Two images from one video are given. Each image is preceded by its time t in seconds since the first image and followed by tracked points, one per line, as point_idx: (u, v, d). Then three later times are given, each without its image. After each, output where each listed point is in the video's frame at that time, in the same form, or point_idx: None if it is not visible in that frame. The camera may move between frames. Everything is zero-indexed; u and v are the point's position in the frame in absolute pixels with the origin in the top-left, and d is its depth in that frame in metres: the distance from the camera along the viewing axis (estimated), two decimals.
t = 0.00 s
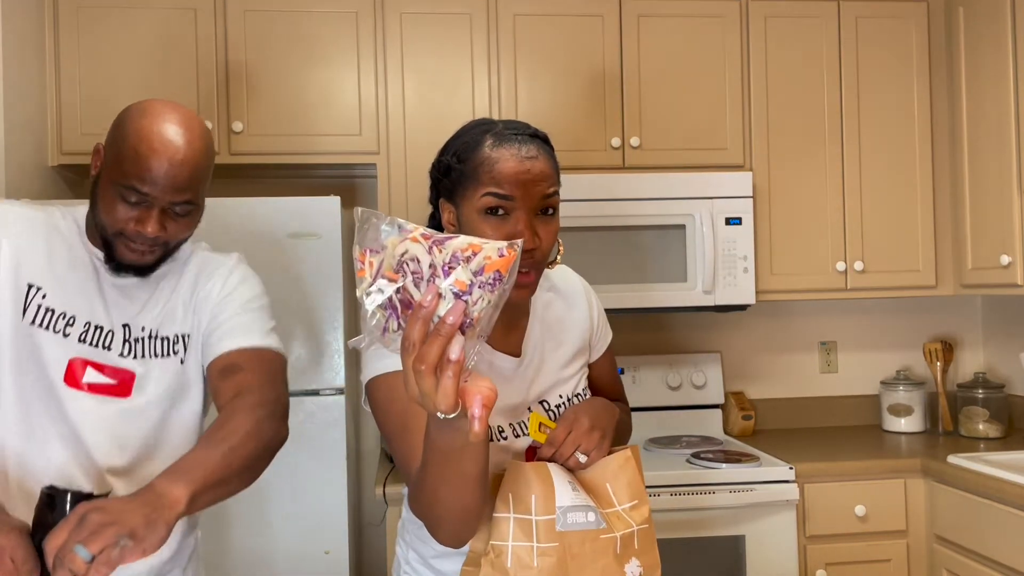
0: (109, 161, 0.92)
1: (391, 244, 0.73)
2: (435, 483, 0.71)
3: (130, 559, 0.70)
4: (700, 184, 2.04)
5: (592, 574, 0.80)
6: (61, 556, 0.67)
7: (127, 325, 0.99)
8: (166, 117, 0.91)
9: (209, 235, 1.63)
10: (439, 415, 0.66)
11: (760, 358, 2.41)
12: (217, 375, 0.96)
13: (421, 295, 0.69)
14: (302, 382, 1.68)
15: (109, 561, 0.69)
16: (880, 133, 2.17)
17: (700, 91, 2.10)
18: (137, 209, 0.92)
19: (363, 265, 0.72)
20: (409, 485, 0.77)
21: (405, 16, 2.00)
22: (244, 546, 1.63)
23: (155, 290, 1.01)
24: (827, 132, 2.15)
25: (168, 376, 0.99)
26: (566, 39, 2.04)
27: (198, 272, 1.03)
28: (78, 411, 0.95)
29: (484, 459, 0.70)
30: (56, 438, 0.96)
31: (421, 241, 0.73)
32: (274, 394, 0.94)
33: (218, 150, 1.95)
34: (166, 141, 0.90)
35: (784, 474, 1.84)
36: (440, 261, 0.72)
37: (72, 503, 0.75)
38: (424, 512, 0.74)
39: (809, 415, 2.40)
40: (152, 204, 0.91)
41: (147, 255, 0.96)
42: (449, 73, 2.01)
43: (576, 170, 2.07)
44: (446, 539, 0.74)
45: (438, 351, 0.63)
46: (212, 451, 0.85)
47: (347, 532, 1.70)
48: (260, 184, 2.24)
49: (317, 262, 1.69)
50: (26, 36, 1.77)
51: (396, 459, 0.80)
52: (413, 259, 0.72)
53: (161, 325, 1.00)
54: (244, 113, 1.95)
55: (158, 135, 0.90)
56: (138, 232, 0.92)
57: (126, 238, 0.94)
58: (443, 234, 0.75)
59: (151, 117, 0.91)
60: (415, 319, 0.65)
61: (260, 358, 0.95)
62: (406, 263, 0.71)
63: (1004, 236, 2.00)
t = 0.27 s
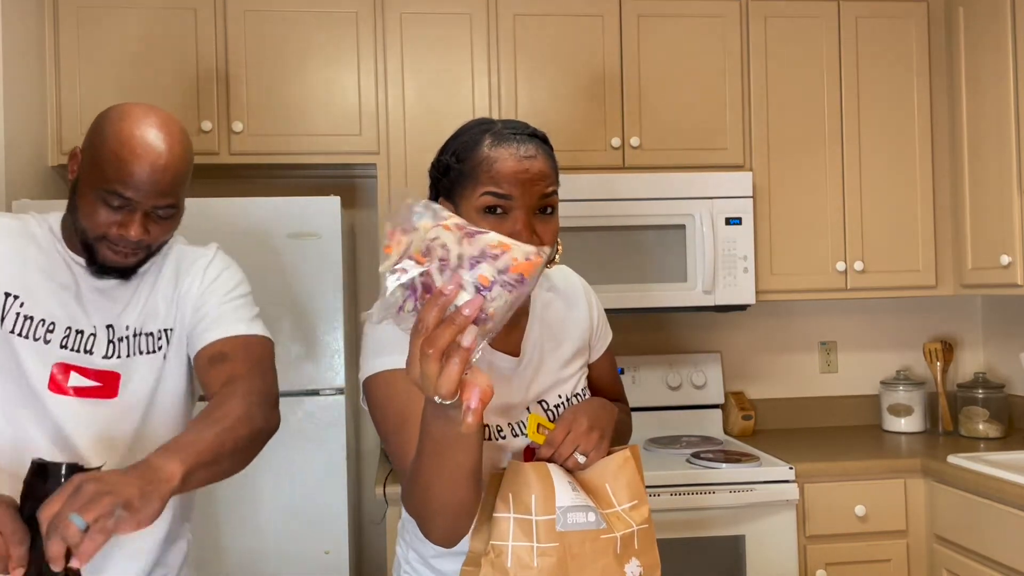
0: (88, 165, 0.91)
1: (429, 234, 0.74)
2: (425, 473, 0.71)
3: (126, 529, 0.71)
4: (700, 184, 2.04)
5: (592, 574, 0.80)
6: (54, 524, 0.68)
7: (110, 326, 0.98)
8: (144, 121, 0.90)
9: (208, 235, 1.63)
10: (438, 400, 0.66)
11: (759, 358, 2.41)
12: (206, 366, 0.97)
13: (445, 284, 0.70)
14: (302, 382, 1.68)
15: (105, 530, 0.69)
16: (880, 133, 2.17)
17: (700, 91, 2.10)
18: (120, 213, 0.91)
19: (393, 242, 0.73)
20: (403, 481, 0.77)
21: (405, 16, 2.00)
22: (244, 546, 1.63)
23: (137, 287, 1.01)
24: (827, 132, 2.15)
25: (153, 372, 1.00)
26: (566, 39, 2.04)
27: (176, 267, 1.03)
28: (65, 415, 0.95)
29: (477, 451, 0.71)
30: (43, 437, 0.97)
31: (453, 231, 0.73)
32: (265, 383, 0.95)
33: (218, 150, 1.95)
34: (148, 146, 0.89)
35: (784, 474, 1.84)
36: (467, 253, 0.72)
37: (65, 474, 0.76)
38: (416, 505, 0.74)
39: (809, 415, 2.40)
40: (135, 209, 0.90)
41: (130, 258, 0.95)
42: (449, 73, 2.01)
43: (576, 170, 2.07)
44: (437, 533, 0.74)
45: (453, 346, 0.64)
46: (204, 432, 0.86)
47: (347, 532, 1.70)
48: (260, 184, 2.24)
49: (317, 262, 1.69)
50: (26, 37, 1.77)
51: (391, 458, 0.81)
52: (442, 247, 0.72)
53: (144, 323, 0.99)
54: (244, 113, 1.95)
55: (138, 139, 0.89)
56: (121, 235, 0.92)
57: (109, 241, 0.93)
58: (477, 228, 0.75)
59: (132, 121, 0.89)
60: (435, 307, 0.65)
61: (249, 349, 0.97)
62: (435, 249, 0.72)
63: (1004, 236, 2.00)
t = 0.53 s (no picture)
0: (29, 165, 0.87)
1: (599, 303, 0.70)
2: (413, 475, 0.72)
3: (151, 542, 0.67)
4: (699, 184, 2.04)
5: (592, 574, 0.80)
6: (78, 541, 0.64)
7: (68, 341, 0.96)
8: (84, 117, 0.87)
9: (209, 235, 1.63)
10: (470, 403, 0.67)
11: (760, 358, 2.41)
12: (170, 375, 0.95)
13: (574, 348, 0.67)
14: (302, 382, 1.68)
15: (133, 544, 0.66)
16: (880, 133, 2.17)
17: (700, 90, 2.10)
18: (67, 213, 0.88)
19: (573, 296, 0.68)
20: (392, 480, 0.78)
21: (405, 16, 2.00)
22: (244, 547, 1.63)
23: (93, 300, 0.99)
24: (827, 132, 2.15)
25: (116, 386, 0.98)
26: (566, 39, 2.04)
27: (133, 279, 1.02)
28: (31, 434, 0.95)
29: (461, 450, 0.71)
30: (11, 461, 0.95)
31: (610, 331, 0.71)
32: (235, 388, 0.93)
33: (218, 150, 1.95)
34: (88, 144, 0.85)
35: (784, 474, 1.84)
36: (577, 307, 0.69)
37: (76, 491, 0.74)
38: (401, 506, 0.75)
39: (809, 415, 2.40)
40: (81, 207, 0.87)
41: (81, 259, 0.93)
42: (449, 72, 2.01)
43: (577, 170, 2.07)
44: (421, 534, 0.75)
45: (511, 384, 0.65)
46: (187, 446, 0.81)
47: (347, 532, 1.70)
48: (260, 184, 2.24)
49: (317, 262, 1.69)
50: (26, 37, 1.77)
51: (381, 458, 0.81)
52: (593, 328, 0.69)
53: (103, 337, 0.98)
54: (244, 113, 1.95)
55: (79, 135, 0.85)
56: (70, 235, 0.89)
57: (56, 243, 0.90)
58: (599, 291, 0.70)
59: (70, 119, 0.86)
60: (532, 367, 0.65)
61: (211, 356, 0.96)
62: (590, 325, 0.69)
63: (1004, 236, 2.00)
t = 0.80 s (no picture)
0: None
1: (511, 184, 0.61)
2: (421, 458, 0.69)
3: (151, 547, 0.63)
4: (699, 184, 2.04)
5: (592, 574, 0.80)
6: (78, 552, 0.58)
7: (23, 340, 0.93)
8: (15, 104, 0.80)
9: (209, 235, 1.63)
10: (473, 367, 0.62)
11: (760, 358, 2.41)
12: (133, 366, 0.91)
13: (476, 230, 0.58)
14: (302, 382, 1.68)
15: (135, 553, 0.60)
16: (880, 133, 2.17)
17: (700, 90, 2.10)
18: (8, 207, 0.81)
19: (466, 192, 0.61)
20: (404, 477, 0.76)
21: (405, 16, 2.00)
22: (244, 547, 1.64)
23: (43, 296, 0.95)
24: (827, 132, 2.15)
25: (75, 382, 0.95)
26: (566, 39, 2.05)
27: (86, 270, 0.98)
28: None
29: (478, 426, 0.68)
30: None
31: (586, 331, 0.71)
32: (203, 374, 0.90)
33: (218, 150, 1.95)
34: (26, 136, 0.79)
35: (784, 474, 1.84)
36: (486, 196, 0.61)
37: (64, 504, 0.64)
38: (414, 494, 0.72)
39: (809, 415, 2.40)
40: (24, 199, 0.80)
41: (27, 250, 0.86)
42: (449, 73, 2.01)
43: (576, 170, 2.07)
44: (440, 520, 0.72)
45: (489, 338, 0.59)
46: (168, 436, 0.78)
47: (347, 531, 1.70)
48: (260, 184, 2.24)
49: (317, 262, 1.69)
50: (26, 37, 1.77)
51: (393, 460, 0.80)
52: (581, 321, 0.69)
53: (59, 333, 0.95)
54: (244, 113, 1.95)
55: (15, 123, 0.79)
56: (14, 229, 0.82)
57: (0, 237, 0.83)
58: (509, 176, 0.62)
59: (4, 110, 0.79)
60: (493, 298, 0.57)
61: (174, 344, 0.92)
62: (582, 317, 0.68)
63: (1005, 236, 2.00)
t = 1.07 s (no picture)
0: None
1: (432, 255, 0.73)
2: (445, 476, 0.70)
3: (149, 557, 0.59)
4: (699, 185, 2.05)
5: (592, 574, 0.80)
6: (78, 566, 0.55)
7: (11, 340, 0.81)
8: None
9: (210, 235, 1.64)
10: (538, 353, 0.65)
11: (760, 358, 2.41)
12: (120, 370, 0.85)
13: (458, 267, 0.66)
14: (302, 382, 1.68)
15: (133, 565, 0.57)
16: (880, 133, 2.17)
17: (700, 90, 2.10)
18: None
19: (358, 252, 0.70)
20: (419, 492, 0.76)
21: (405, 16, 2.00)
22: (244, 547, 1.64)
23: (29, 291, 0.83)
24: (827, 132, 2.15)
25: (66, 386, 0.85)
26: (566, 39, 2.05)
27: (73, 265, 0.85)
28: None
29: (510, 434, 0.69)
30: None
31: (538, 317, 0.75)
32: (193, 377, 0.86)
33: (218, 150, 1.95)
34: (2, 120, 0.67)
35: (784, 474, 1.84)
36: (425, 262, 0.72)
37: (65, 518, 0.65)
38: (434, 511, 0.73)
39: (809, 415, 2.41)
40: (5, 190, 0.68)
41: (13, 248, 0.74)
42: (449, 73, 2.01)
43: (577, 170, 2.07)
44: (458, 536, 0.73)
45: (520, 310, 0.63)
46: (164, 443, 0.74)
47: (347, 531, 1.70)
48: (259, 184, 2.24)
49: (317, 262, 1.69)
50: (26, 37, 1.77)
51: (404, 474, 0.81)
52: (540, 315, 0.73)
53: (48, 333, 0.82)
54: (244, 113, 1.95)
55: None
56: None
57: None
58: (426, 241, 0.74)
59: None
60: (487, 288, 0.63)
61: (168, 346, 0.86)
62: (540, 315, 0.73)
63: (1004, 236, 2.00)
